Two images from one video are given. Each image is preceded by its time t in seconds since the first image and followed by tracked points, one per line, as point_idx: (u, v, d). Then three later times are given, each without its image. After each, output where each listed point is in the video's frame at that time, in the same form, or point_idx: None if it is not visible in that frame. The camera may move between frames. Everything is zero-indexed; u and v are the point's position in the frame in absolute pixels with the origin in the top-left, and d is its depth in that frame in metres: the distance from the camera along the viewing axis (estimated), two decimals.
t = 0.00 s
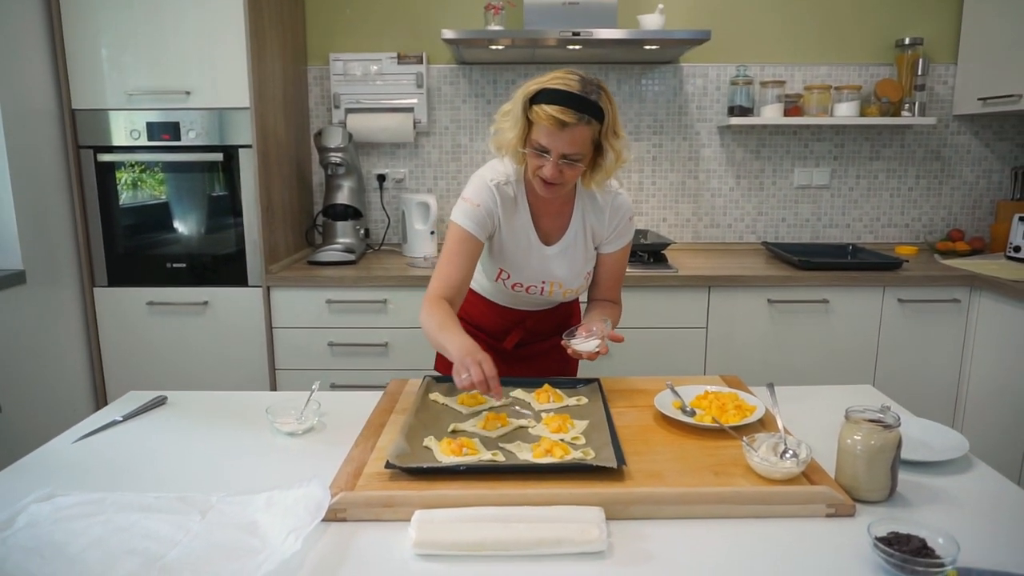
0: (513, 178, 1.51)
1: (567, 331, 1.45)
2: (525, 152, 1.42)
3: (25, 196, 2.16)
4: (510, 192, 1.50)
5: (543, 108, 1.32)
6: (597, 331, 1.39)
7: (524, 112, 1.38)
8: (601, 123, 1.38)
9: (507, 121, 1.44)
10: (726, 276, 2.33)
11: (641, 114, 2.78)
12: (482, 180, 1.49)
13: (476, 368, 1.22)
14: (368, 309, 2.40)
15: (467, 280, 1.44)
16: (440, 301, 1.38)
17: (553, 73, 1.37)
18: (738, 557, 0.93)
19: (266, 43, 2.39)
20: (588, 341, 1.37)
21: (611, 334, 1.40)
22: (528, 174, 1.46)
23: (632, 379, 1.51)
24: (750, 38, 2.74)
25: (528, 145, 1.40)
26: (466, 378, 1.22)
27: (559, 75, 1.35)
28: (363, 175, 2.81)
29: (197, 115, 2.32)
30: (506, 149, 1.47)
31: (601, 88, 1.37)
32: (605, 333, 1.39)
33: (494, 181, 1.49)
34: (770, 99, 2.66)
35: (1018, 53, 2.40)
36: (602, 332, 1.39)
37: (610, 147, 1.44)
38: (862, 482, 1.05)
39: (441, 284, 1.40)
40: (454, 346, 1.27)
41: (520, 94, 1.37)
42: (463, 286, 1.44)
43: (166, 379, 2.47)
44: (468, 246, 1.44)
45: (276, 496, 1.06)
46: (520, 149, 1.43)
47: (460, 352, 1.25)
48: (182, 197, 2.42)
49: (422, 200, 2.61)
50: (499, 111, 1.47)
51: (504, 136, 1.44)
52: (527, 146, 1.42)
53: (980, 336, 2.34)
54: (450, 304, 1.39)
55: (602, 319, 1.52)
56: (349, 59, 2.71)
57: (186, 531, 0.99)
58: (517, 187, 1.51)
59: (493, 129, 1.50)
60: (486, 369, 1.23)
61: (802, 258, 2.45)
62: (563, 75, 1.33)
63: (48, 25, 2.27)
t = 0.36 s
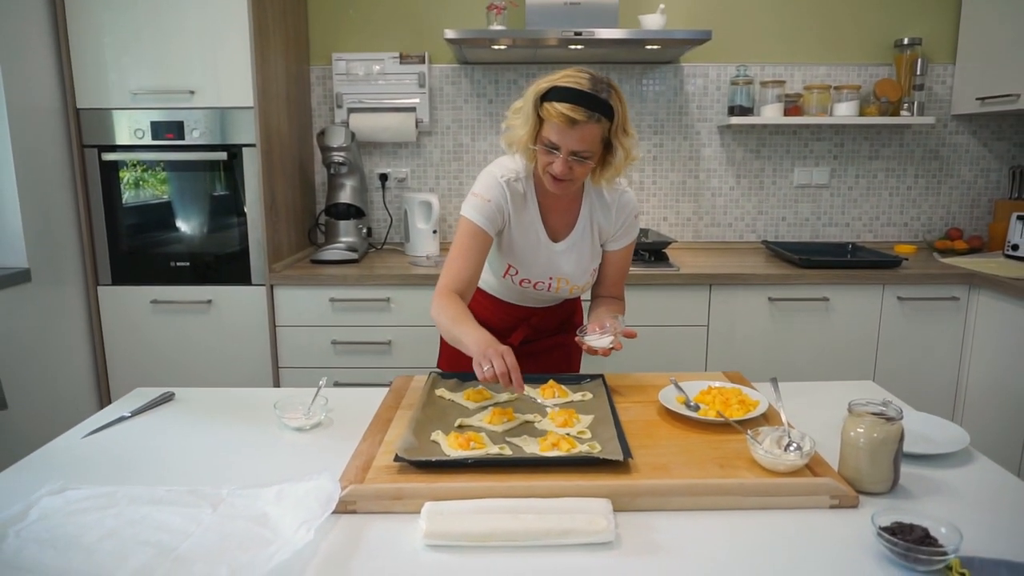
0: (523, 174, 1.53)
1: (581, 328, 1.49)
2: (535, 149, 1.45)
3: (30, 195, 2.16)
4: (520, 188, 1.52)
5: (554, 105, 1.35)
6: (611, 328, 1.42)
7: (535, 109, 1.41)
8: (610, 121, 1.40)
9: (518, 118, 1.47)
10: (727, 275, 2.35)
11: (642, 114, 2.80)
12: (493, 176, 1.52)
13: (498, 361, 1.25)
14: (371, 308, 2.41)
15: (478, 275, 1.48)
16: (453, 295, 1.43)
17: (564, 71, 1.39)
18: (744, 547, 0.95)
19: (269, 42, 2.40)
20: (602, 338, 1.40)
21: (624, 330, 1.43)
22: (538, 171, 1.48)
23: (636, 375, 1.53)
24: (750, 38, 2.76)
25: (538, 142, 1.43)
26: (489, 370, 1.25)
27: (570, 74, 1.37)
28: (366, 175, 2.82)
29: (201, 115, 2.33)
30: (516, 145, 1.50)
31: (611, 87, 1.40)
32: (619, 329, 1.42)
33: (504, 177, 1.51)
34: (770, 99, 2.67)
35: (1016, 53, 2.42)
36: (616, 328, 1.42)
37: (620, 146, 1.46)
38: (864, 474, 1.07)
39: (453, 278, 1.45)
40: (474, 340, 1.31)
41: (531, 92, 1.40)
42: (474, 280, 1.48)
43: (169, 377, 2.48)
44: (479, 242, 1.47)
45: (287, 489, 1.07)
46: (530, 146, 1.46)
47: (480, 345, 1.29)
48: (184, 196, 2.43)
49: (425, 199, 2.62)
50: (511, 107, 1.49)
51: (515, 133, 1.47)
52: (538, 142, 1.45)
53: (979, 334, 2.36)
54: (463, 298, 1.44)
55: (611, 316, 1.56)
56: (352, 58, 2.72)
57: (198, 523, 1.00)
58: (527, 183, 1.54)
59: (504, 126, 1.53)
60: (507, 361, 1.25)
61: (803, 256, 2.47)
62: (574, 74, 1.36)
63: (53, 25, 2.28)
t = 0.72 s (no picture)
0: (529, 176, 1.55)
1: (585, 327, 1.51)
2: (543, 153, 1.47)
3: (35, 198, 2.17)
4: (526, 189, 1.54)
5: (560, 111, 1.37)
6: (614, 326, 1.44)
7: (541, 115, 1.43)
8: (615, 123, 1.42)
9: (524, 124, 1.49)
10: (728, 278, 2.36)
11: (644, 118, 2.81)
12: (500, 178, 1.54)
13: (517, 355, 1.30)
14: (374, 311, 2.42)
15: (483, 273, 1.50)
16: (459, 293, 1.45)
17: (569, 76, 1.42)
18: (751, 545, 0.95)
19: (274, 47, 2.41)
20: (605, 336, 1.42)
21: (628, 329, 1.45)
22: (546, 173, 1.50)
23: (640, 377, 1.53)
24: (750, 43, 2.78)
25: (546, 146, 1.45)
26: (509, 364, 1.30)
27: (574, 78, 1.39)
28: (368, 179, 2.83)
29: (205, 118, 2.34)
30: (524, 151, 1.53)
31: (614, 91, 1.42)
32: (623, 328, 1.44)
33: (510, 179, 1.53)
34: (771, 103, 2.69)
35: (1015, 57, 2.44)
36: (621, 327, 1.44)
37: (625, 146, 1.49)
38: (869, 473, 1.07)
39: (457, 277, 1.47)
40: (485, 333, 1.34)
41: (537, 98, 1.42)
42: (479, 278, 1.50)
43: (173, 379, 2.49)
44: (485, 242, 1.49)
45: (296, 489, 1.08)
46: (539, 151, 1.49)
47: (495, 339, 1.33)
48: (187, 200, 2.44)
49: (427, 203, 2.63)
50: (517, 113, 1.52)
51: (523, 139, 1.50)
52: (545, 147, 1.47)
53: (979, 336, 2.37)
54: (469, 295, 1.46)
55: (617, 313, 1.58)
56: (355, 63, 2.73)
57: (209, 521, 1.00)
58: (533, 185, 1.56)
59: (511, 131, 1.55)
60: (525, 356, 1.31)
61: (804, 259, 2.48)
62: (579, 79, 1.38)
63: (59, 29, 2.29)
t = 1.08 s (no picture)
0: (532, 181, 1.58)
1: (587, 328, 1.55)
2: (545, 157, 1.49)
3: (34, 206, 2.17)
4: (528, 194, 1.57)
5: (561, 115, 1.38)
6: (615, 326, 1.47)
7: (543, 119, 1.44)
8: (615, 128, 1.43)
9: (526, 128, 1.50)
10: (727, 285, 2.36)
11: (642, 126, 2.82)
12: (502, 183, 1.56)
13: (485, 355, 1.33)
14: (373, 319, 2.41)
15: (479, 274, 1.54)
16: (454, 293, 1.49)
17: (569, 82, 1.43)
18: (752, 553, 0.95)
19: (273, 55, 2.42)
20: (605, 334, 1.46)
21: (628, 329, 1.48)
22: (547, 178, 1.52)
23: (640, 384, 1.53)
24: (748, 52, 2.80)
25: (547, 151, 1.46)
26: (477, 364, 1.33)
27: (575, 84, 1.41)
28: (367, 187, 2.84)
29: (205, 127, 2.35)
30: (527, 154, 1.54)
31: (614, 96, 1.43)
32: (623, 328, 1.47)
33: (512, 183, 1.56)
34: (768, 111, 2.70)
35: (1011, 66, 2.45)
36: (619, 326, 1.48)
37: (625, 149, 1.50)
38: (871, 480, 1.07)
39: (456, 278, 1.50)
40: (465, 332, 1.38)
41: (539, 103, 1.44)
42: (477, 279, 1.54)
43: (171, 388, 2.48)
44: (486, 244, 1.53)
45: (296, 497, 1.07)
46: (540, 155, 1.50)
47: (470, 338, 1.36)
48: (186, 209, 2.44)
49: (426, 211, 2.63)
50: (519, 118, 1.54)
51: (525, 143, 1.51)
52: (547, 151, 1.49)
53: (978, 343, 2.37)
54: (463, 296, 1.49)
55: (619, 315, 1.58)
56: (355, 72, 2.74)
57: (209, 531, 1.00)
58: (535, 189, 1.58)
59: (514, 136, 1.57)
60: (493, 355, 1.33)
61: (803, 266, 2.48)
62: (579, 84, 1.39)
63: (58, 38, 2.30)
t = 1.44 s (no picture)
0: (536, 187, 1.59)
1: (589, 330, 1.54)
2: (548, 164, 1.49)
3: (35, 214, 2.17)
4: (533, 200, 1.58)
5: (563, 123, 1.38)
6: (616, 328, 1.47)
7: (545, 127, 1.45)
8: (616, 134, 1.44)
9: (529, 136, 1.51)
10: (728, 293, 2.36)
11: (643, 135, 2.83)
12: (507, 189, 1.58)
13: (473, 356, 1.34)
14: (373, 327, 2.41)
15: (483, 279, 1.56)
16: (455, 295, 1.50)
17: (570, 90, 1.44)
18: (757, 564, 0.95)
19: (275, 64, 2.43)
20: (607, 337, 1.45)
21: (630, 332, 1.47)
22: (551, 184, 1.53)
23: (643, 394, 1.53)
24: (747, 61, 2.81)
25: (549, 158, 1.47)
26: (464, 364, 1.34)
27: (575, 93, 1.42)
28: (368, 196, 2.84)
29: (206, 135, 2.35)
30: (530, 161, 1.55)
31: (614, 102, 1.43)
32: (624, 331, 1.46)
33: (517, 190, 1.57)
34: (768, 121, 2.71)
35: (1009, 76, 2.47)
36: (619, 328, 1.47)
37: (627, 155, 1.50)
38: (875, 490, 1.07)
39: (459, 281, 1.52)
40: (457, 334, 1.38)
41: (541, 112, 1.45)
42: (480, 282, 1.56)
43: (171, 396, 2.48)
44: (490, 249, 1.54)
45: (299, 508, 1.07)
46: (544, 162, 1.50)
47: (461, 338, 1.37)
48: (186, 216, 2.44)
49: (427, 219, 2.64)
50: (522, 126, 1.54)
51: (528, 151, 1.52)
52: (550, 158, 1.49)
53: (978, 352, 2.38)
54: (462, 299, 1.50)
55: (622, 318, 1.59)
56: (356, 80, 2.74)
57: (211, 541, 0.99)
58: (540, 195, 1.59)
59: (517, 144, 1.58)
60: (482, 358, 1.34)
61: (803, 275, 2.49)
62: (579, 92, 1.40)
63: (61, 46, 2.30)
